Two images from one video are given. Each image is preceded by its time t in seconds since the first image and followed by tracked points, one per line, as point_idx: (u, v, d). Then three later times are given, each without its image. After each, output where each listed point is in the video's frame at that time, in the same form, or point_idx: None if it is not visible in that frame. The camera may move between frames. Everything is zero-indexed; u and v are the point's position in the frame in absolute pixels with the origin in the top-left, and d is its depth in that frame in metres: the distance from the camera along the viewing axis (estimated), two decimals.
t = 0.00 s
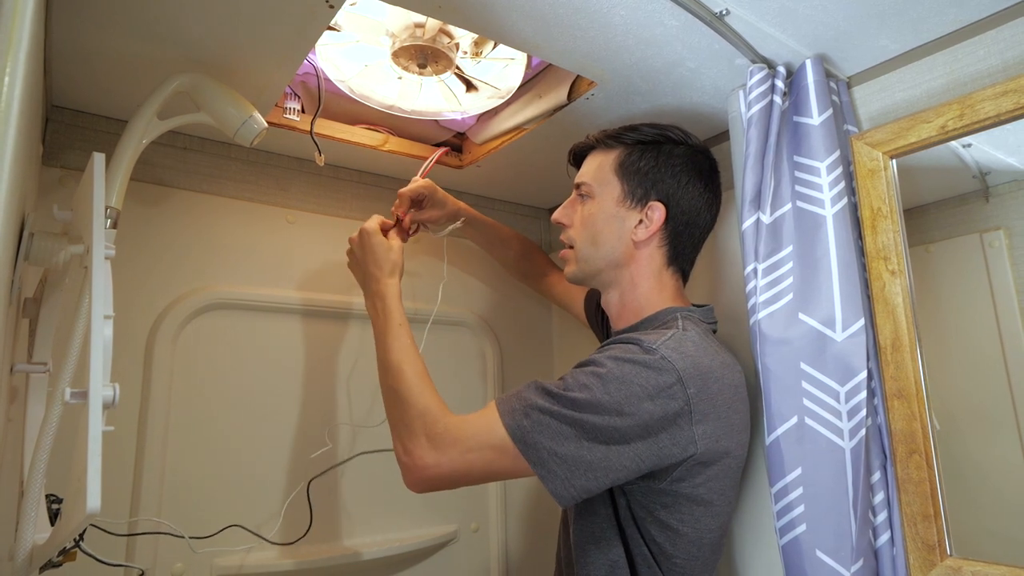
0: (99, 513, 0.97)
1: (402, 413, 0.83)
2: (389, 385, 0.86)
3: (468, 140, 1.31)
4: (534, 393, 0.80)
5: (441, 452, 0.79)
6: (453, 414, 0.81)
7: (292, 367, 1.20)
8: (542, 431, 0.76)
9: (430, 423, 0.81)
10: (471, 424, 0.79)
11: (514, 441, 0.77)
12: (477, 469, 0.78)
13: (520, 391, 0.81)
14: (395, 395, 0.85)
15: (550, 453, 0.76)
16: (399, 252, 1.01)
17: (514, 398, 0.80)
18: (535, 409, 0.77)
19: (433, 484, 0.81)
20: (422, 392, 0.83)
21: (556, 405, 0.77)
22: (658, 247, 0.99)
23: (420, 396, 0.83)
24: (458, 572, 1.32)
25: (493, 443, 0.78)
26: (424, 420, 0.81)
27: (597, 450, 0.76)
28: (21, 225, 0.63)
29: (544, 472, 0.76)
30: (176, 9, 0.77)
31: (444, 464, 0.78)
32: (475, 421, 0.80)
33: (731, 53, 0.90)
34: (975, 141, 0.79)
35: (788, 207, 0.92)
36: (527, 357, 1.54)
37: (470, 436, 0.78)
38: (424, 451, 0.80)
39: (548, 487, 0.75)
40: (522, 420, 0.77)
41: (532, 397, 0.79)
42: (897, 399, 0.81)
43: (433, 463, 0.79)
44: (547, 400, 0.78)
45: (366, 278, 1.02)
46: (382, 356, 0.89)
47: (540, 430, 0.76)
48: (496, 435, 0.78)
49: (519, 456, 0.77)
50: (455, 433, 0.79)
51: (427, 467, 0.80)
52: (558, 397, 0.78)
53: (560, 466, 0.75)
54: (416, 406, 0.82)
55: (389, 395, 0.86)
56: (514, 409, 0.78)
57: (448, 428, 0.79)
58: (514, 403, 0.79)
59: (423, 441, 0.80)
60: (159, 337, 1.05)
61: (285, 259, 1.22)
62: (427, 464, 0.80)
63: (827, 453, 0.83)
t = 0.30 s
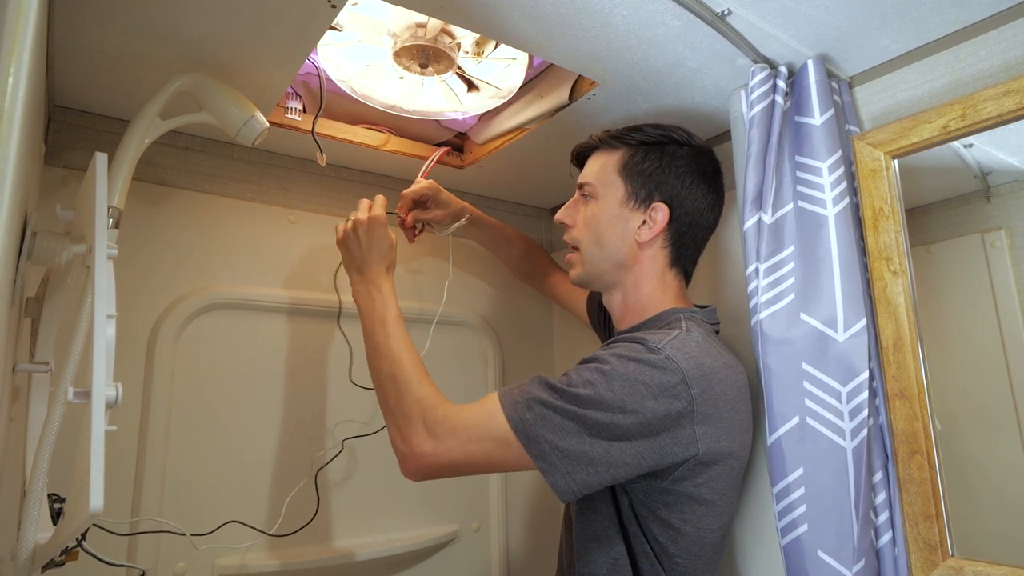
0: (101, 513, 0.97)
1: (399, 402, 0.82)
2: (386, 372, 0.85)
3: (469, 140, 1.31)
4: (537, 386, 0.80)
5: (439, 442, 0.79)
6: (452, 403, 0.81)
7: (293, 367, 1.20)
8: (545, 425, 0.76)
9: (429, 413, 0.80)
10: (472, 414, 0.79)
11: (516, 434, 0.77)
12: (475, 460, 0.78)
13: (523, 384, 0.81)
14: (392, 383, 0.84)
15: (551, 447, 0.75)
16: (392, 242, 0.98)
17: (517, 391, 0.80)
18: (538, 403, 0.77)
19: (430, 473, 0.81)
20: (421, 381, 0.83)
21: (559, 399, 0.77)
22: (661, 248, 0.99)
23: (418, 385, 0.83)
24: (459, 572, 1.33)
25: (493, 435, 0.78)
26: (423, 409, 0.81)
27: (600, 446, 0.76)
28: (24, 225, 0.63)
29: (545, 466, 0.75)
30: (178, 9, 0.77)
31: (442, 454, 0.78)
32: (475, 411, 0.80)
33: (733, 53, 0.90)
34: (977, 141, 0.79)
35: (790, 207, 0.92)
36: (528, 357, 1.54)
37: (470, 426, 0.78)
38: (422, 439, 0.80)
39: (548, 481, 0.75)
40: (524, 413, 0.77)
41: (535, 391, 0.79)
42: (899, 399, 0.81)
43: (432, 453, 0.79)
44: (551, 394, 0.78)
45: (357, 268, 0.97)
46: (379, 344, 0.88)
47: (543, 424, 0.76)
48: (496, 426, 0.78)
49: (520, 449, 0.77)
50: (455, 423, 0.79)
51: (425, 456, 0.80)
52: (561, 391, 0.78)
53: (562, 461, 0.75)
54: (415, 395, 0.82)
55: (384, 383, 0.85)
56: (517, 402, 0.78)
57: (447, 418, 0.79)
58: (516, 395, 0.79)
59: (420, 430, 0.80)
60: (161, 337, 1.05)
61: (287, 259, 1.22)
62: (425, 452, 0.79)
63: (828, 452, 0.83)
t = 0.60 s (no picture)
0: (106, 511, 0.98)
1: (400, 385, 0.81)
2: (387, 354, 0.84)
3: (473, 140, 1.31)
4: (546, 377, 0.79)
5: (442, 427, 0.78)
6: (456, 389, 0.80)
7: (297, 367, 1.20)
8: (553, 415, 0.76)
9: (431, 397, 0.80)
10: (476, 400, 0.79)
11: (523, 423, 0.76)
12: (478, 446, 0.78)
13: (532, 374, 0.81)
14: (392, 366, 0.83)
15: (558, 438, 0.75)
16: (397, 228, 0.99)
17: (525, 380, 0.79)
18: (546, 393, 0.77)
19: (430, 458, 0.80)
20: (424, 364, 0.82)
21: (568, 391, 0.77)
22: (667, 248, 0.99)
23: (420, 370, 0.82)
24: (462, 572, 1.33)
25: (498, 422, 0.77)
26: (425, 392, 0.80)
27: (607, 440, 0.76)
28: (30, 225, 0.63)
29: (551, 457, 0.75)
30: (184, 10, 0.78)
31: (445, 439, 0.78)
32: (480, 397, 0.79)
33: (737, 53, 0.90)
34: (983, 141, 0.79)
35: (795, 207, 0.92)
36: (531, 357, 1.54)
37: (475, 411, 0.78)
38: (424, 423, 0.79)
39: (553, 472, 0.75)
40: (532, 402, 0.77)
41: (544, 381, 0.79)
42: (904, 399, 0.81)
43: (434, 437, 0.78)
44: (559, 385, 0.78)
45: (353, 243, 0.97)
46: (379, 324, 0.86)
47: (551, 415, 0.76)
48: (501, 413, 0.77)
49: (526, 439, 0.76)
50: (459, 408, 0.78)
51: (427, 441, 0.79)
52: (570, 383, 0.78)
53: (568, 452, 0.75)
54: (417, 379, 0.81)
55: (384, 365, 0.83)
56: (526, 390, 0.78)
57: (451, 403, 0.79)
58: (524, 384, 0.79)
59: (423, 414, 0.79)
60: (165, 337, 1.05)
61: (291, 259, 1.22)
62: (426, 436, 0.79)
63: (834, 453, 0.83)
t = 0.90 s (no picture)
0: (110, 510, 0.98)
1: (406, 381, 0.80)
2: (394, 348, 0.82)
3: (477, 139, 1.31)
4: (554, 374, 0.79)
5: (449, 423, 0.77)
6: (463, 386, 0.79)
7: (301, 366, 1.20)
8: (561, 412, 0.76)
9: (438, 393, 0.78)
10: (484, 396, 0.78)
11: (531, 420, 0.75)
12: (484, 443, 0.77)
13: (539, 372, 0.80)
14: (398, 361, 0.82)
15: (566, 435, 0.75)
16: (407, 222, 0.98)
17: (532, 377, 0.79)
18: (554, 390, 0.77)
19: (434, 455, 0.79)
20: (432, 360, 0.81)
21: (577, 389, 0.77)
22: (673, 248, 0.99)
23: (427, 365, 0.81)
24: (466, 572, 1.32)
25: (506, 419, 0.76)
26: (432, 387, 0.79)
27: (615, 438, 0.75)
28: (35, 224, 0.63)
29: (559, 454, 0.75)
30: (189, 9, 0.78)
31: (450, 436, 0.77)
32: (488, 393, 0.78)
33: (743, 53, 0.90)
34: (989, 141, 0.78)
35: (800, 207, 0.91)
36: (534, 357, 1.54)
37: (483, 408, 0.77)
38: (429, 420, 0.78)
39: (560, 469, 0.75)
40: (540, 398, 0.76)
41: (552, 378, 0.78)
42: (910, 400, 0.80)
43: (439, 434, 0.77)
44: (568, 383, 0.78)
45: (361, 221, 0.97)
46: (386, 318, 0.85)
47: (559, 412, 0.76)
48: (508, 410, 0.77)
49: (534, 436, 0.76)
50: (467, 404, 0.77)
51: (432, 438, 0.78)
52: (579, 381, 0.77)
53: (576, 449, 0.75)
54: (424, 375, 0.80)
55: (390, 359, 0.82)
56: (534, 386, 0.77)
57: (458, 399, 0.78)
58: (532, 381, 0.78)
59: (429, 410, 0.78)
60: (170, 337, 1.05)
61: (294, 259, 1.22)
62: (431, 433, 0.77)
63: (839, 453, 0.82)
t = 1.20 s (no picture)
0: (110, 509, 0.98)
1: (424, 429, 0.79)
2: (406, 393, 0.80)
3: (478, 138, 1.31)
4: (564, 403, 0.78)
5: (470, 471, 0.76)
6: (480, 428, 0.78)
7: (302, 366, 1.20)
8: (576, 443, 0.75)
9: (456, 440, 0.77)
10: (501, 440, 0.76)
11: (546, 453, 0.75)
12: (509, 486, 0.76)
13: (548, 401, 0.80)
14: (413, 408, 0.80)
15: (584, 466, 0.74)
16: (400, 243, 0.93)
17: (542, 410, 0.78)
18: (567, 420, 0.76)
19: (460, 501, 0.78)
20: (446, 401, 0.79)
21: (589, 414, 0.76)
22: (677, 248, 0.99)
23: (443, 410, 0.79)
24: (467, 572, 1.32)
25: (526, 461, 0.75)
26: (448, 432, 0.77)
27: (631, 460, 0.75)
28: (37, 222, 0.63)
29: (578, 487, 0.74)
30: (191, 8, 0.78)
31: (473, 483, 0.75)
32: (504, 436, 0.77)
33: (746, 52, 0.90)
34: (992, 141, 0.78)
35: (803, 207, 0.91)
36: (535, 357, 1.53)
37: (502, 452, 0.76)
38: (451, 468, 0.76)
39: (581, 501, 0.74)
40: (554, 432, 0.76)
41: (562, 408, 0.77)
42: (913, 400, 0.80)
43: (462, 482, 0.76)
44: (579, 410, 0.77)
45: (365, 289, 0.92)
46: (397, 360, 0.83)
47: (574, 442, 0.75)
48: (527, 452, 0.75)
49: (552, 470, 0.75)
50: (486, 450, 0.76)
51: (455, 486, 0.76)
52: (591, 407, 0.76)
53: (595, 480, 0.74)
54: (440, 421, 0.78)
55: (405, 406, 0.81)
56: (546, 421, 0.76)
57: (477, 445, 0.76)
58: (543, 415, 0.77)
59: (449, 457, 0.77)
60: (171, 336, 1.05)
61: (296, 258, 1.22)
62: (454, 482, 0.76)
63: (842, 453, 0.82)
